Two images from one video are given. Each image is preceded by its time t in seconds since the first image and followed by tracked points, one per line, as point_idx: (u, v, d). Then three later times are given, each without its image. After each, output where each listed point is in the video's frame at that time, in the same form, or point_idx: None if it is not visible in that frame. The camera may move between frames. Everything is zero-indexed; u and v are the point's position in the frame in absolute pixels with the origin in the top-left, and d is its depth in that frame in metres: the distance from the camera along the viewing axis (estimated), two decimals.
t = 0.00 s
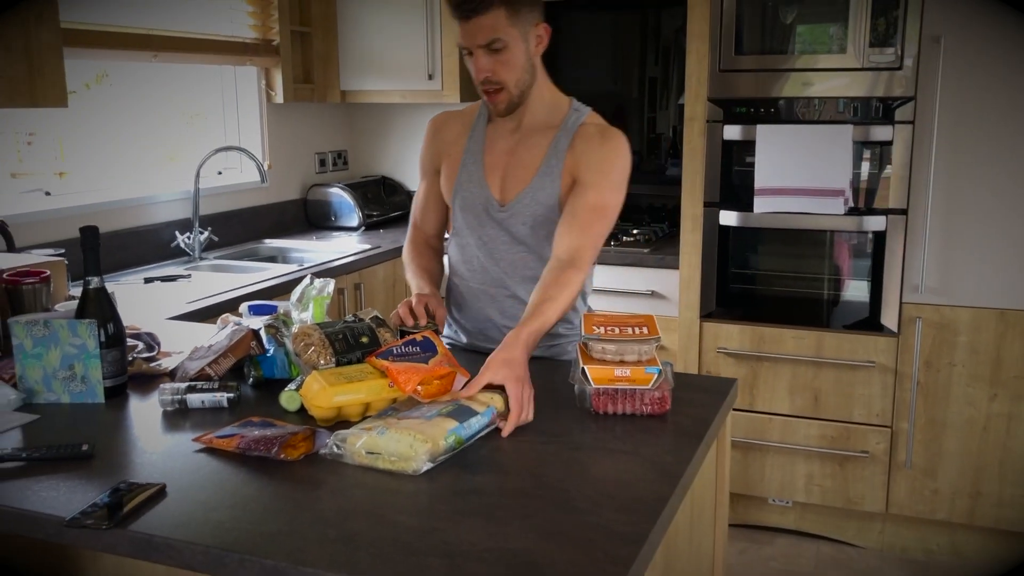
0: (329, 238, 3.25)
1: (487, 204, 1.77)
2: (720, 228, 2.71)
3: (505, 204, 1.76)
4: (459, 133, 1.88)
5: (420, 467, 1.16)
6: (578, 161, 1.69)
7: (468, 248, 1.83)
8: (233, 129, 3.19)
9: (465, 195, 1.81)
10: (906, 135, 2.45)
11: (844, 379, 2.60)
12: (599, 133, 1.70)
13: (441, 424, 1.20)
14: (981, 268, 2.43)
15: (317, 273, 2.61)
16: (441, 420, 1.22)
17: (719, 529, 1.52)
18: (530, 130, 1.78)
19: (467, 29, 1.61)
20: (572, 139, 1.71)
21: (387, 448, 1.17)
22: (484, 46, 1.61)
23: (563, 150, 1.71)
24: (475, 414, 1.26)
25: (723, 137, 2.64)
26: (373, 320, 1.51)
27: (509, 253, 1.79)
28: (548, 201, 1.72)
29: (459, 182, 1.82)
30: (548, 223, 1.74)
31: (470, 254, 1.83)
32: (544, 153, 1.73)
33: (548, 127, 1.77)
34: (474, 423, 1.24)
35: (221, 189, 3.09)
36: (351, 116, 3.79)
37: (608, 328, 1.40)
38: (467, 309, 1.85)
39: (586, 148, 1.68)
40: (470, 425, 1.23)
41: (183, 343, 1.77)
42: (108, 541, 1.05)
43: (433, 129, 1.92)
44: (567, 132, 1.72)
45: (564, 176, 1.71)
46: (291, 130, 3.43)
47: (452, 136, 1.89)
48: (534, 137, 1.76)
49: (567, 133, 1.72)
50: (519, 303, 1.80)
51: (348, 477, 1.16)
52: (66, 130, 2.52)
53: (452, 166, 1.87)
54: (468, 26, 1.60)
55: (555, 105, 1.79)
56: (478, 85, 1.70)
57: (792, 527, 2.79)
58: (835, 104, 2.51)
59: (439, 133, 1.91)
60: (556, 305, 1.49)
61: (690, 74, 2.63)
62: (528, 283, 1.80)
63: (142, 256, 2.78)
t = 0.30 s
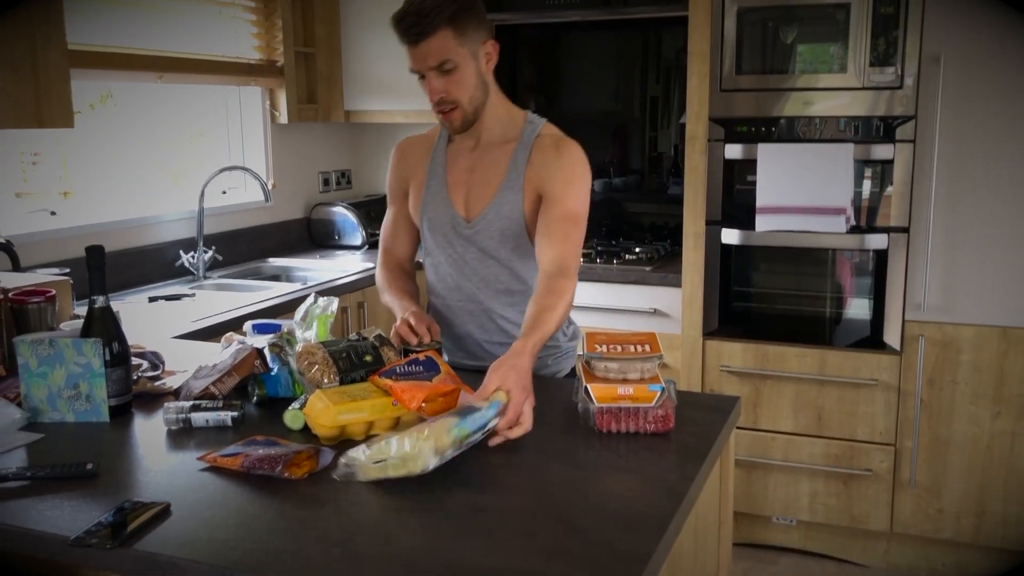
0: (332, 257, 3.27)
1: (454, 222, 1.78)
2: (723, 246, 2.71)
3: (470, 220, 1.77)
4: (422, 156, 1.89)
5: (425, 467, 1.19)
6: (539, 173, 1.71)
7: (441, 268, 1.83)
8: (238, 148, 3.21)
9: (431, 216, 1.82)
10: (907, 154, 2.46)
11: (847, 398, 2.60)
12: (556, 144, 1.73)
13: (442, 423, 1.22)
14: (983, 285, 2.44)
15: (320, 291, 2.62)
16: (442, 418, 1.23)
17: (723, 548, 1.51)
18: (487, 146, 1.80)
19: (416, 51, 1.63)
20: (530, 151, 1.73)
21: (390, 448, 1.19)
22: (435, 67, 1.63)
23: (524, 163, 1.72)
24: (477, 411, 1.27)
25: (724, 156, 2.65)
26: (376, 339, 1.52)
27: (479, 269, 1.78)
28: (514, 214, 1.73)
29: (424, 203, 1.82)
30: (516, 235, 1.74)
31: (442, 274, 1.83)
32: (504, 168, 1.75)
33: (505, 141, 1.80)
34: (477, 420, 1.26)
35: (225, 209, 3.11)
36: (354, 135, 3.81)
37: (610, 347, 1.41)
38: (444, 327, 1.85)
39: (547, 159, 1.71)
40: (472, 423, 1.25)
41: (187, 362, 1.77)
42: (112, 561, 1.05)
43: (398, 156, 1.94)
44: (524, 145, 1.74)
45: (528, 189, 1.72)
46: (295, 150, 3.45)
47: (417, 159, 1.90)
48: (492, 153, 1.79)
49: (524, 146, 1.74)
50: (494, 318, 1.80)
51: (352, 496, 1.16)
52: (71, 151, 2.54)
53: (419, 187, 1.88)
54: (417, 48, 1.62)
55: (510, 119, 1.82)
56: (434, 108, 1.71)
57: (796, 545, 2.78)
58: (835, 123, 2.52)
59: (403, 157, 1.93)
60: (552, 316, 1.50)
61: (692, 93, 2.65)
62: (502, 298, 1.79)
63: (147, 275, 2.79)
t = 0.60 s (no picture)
0: (332, 272, 3.27)
1: (440, 237, 1.76)
2: (724, 260, 2.71)
3: (456, 233, 1.76)
4: (391, 179, 1.86)
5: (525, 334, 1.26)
6: (528, 177, 1.75)
7: (426, 284, 1.80)
8: (239, 162, 3.22)
9: (412, 236, 1.79)
10: (908, 168, 2.46)
11: (850, 412, 2.59)
12: (533, 146, 1.78)
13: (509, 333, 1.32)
14: (986, 299, 2.43)
15: (321, 306, 2.61)
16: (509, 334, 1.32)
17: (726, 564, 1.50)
18: (463, 159, 1.80)
19: (400, 62, 1.61)
20: (510, 157, 1.77)
21: (490, 362, 1.27)
22: (420, 77, 1.62)
23: (508, 170, 1.76)
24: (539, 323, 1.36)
25: (726, 170, 2.65)
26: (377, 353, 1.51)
27: (468, 280, 1.76)
28: (502, 219, 1.73)
29: (404, 226, 1.80)
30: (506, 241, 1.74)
31: (429, 290, 1.80)
32: (487, 179, 1.77)
33: (479, 152, 1.80)
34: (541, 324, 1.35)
35: (225, 223, 3.11)
36: (355, 150, 3.82)
37: (612, 360, 1.41)
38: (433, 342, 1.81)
39: (534, 162, 1.75)
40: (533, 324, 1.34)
41: (186, 378, 1.76)
42: None
43: (363, 182, 1.89)
44: (503, 152, 1.77)
45: (515, 194, 1.75)
46: (296, 165, 3.45)
47: (385, 182, 1.87)
48: (470, 166, 1.79)
49: (503, 153, 1.77)
50: (484, 331, 1.77)
51: (352, 512, 1.15)
52: (71, 165, 2.54)
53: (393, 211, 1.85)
54: (402, 59, 1.61)
55: (480, 131, 1.82)
56: (411, 122, 1.69)
57: (799, 561, 2.76)
58: (835, 137, 2.53)
59: (369, 183, 1.88)
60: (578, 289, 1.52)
61: (693, 107, 2.65)
62: (493, 309, 1.76)
63: (147, 289, 2.79)
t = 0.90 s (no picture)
0: (332, 279, 3.27)
1: (450, 242, 1.74)
2: (724, 267, 2.71)
3: (466, 237, 1.75)
4: (393, 188, 1.81)
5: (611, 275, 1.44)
6: (537, 181, 1.79)
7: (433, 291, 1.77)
8: (239, 170, 3.22)
9: (421, 242, 1.76)
10: (908, 175, 2.46)
11: (851, 420, 2.59)
12: (536, 151, 1.83)
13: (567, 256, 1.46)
14: (987, 305, 2.43)
15: (321, 313, 2.61)
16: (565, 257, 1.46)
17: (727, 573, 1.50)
18: (467, 166, 1.80)
19: (418, 60, 1.63)
20: (516, 162, 1.79)
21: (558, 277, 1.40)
22: (437, 76, 1.64)
23: (517, 174, 1.78)
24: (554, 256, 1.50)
25: (726, 177, 2.65)
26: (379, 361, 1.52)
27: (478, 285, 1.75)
28: (515, 221, 1.75)
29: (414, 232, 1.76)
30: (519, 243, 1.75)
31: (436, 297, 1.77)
32: (496, 183, 1.78)
33: (483, 158, 1.81)
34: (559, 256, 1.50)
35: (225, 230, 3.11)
36: (355, 158, 3.82)
37: (613, 368, 1.41)
38: (435, 350, 1.79)
39: (542, 167, 1.80)
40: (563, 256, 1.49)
41: (186, 386, 1.76)
42: None
43: (361, 192, 1.82)
44: (509, 157, 1.80)
45: (525, 198, 1.78)
46: (296, 173, 3.46)
47: (387, 191, 1.82)
48: (476, 171, 1.79)
49: (509, 158, 1.79)
50: (489, 338, 1.76)
51: (354, 520, 1.15)
52: (71, 173, 2.55)
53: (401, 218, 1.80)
54: (420, 57, 1.63)
55: (481, 139, 1.83)
56: (420, 124, 1.68)
57: (800, 569, 2.75)
58: (835, 145, 2.53)
59: (368, 192, 1.82)
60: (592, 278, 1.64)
61: (692, 115, 2.66)
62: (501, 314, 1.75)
63: (147, 297, 2.79)
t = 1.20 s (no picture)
0: (331, 283, 3.26)
1: (479, 242, 1.75)
2: (723, 272, 2.71)
3: (496, 239, 1.75)
4: (430, 181, 1.81)
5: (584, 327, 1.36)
6: (572, 194, 1.77)
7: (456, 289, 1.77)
8: (237, 174, 3.22)
9: (450, 237, 1.76)
10: (907, 180, 2.47)
11: (850, 424, 2.59)
12: (576, 164, 1.81)
13: (549, 286, 1.35)
14: (987, 310, 2.44)
15: (320, 317, 2.61)
16: (546, 286, 1.35)
17: None
18: (506, 170, 1.80)
19: (479, 50, 1.62)
20: (555, 172, 1.78)
21: (543, 327, 1.31)
22: (491, 71, 1.63)
23: (553, 184, 1.77)
24: (528, 267, 1.39)
25: (725, 182, 2.65)
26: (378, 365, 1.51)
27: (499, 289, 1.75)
28: (544, 231, 1.74)
29: (445, 227, 1.77)
30: (545, 253, 1.74)
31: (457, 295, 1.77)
32: (533, 190, 1.78)
33: (523, 164, 1.81)
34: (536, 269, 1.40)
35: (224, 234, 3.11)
36: (354, 162, 3.83)
37: (613, 373, 1.40)
38: (453, 352, 1.79)
39: (578, 181, 1.78)
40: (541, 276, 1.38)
41: (186, 389, 1.76)
42: None
43: (397, 182, 1.81)
44: (549, 166, 1.79)
45: (558, 209, 1.77)
46: (295, 176, 3.46)
47: (424, 184, 1.81)
48: (514, 177, 1.79)
49: (549, 167, 1.79)
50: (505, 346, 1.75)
51: (354, 525, 1.15)
52: (70, 176, 2.54)
53: (434, 212, 1.80)
54: (481, 47, 1.62)
55: (523, 146, 1.83)
56: (466, 113, 1.68)
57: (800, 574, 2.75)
58: (834, 149, 2.53)
59: (404, 183, 1.81)
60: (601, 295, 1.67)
61: (692, 120, 2.66)
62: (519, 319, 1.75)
63: (146, 300, 2.78)
